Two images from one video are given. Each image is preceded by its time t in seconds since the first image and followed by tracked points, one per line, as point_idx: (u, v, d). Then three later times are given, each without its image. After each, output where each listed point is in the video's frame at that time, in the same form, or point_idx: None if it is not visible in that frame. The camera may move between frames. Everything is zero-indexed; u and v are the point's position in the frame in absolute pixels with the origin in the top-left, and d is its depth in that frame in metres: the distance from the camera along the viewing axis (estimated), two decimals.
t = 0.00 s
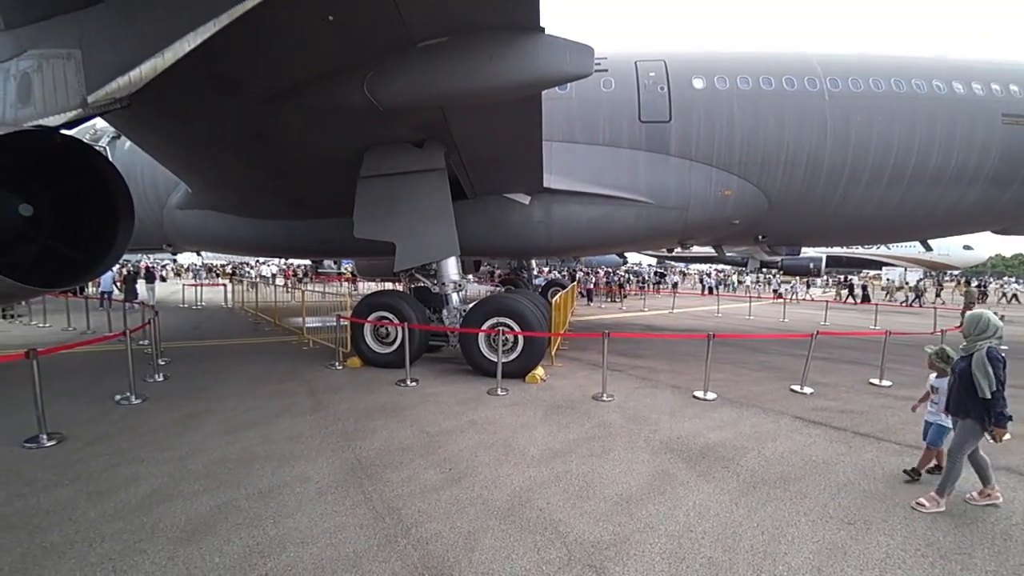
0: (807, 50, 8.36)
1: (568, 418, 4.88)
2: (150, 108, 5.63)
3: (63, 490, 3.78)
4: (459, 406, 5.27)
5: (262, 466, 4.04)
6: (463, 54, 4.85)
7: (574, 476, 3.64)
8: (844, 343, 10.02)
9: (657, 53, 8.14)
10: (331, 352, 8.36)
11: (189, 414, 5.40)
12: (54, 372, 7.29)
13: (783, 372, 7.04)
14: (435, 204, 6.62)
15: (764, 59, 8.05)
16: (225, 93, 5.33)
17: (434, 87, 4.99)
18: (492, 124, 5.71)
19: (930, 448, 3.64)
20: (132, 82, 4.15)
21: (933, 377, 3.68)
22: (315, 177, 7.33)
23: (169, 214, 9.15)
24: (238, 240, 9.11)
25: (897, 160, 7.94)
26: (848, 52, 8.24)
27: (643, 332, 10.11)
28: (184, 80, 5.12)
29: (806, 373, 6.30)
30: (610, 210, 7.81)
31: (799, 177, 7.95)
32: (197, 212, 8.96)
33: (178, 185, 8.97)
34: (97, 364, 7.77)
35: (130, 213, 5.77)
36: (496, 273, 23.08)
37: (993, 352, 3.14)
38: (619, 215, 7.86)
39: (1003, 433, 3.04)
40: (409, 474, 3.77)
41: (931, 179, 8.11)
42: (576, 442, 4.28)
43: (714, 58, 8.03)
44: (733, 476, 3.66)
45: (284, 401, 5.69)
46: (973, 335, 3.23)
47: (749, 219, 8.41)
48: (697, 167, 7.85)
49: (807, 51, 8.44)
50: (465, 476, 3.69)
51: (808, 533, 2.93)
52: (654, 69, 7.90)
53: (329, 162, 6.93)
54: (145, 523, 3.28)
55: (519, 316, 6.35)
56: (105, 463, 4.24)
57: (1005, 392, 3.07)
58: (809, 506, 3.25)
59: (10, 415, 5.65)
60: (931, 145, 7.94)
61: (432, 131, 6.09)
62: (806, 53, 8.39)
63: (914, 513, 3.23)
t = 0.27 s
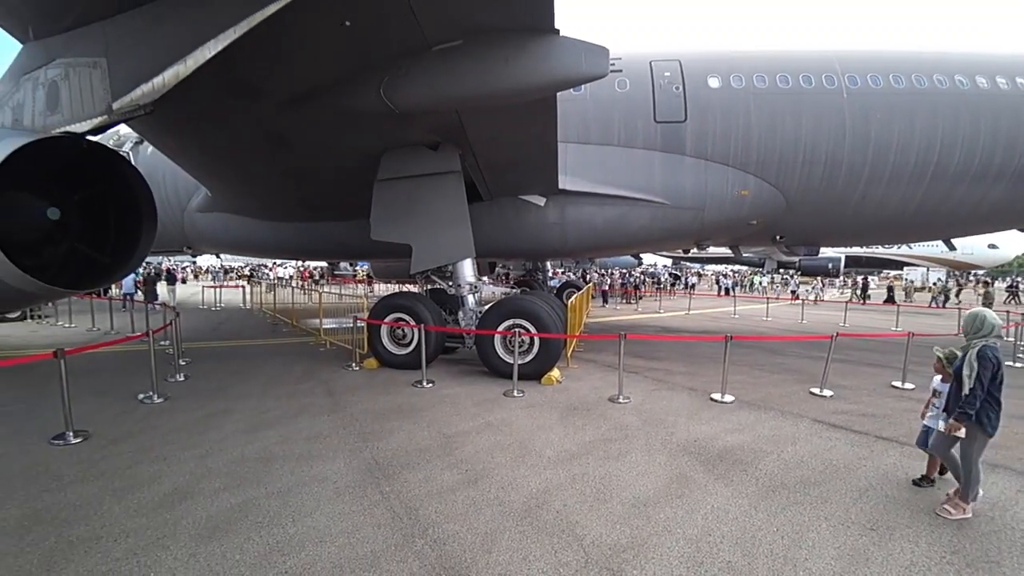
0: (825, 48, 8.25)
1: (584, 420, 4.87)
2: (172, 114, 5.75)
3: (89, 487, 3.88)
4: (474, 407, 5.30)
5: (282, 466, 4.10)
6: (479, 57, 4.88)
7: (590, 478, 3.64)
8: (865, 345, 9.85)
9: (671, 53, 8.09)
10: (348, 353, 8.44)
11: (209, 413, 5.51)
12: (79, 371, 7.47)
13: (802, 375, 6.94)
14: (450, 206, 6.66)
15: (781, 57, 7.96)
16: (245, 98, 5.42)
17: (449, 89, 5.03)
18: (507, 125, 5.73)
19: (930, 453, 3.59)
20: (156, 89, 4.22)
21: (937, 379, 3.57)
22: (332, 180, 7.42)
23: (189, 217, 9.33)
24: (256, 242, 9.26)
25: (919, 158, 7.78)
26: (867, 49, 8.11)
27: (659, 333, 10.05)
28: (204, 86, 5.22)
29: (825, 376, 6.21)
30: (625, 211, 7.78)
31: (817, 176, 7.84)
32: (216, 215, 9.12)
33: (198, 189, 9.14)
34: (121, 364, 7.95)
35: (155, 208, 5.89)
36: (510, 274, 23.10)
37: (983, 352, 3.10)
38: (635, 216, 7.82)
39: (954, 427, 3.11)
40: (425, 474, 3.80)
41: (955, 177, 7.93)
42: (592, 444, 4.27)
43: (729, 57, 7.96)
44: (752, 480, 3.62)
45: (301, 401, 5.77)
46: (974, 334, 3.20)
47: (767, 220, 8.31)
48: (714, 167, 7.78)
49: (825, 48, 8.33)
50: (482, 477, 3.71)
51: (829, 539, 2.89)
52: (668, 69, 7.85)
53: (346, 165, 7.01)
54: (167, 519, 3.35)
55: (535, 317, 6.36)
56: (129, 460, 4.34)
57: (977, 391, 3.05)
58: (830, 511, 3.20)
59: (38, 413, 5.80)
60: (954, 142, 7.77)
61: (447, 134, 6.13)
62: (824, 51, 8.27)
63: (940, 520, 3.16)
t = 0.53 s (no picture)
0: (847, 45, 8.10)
1: (602, 422, 4.86)
2: (197, 118, 5.88)
3: (117, 482, 3.99)
4: (492, 408, 5.32)
5: (303, 464, 4.17)
6: (496, 59, 4.90)
7: (609, 480, 3.63)
8: (889, 348, 9.65)
9: (689, 52, 8.03)
10: (367, 353, 8.54)
11: (231, 412, 5.62)
12: (107, 369, 7.68)
13: (825, 378, 6.83)
14: (468, 207, 6.69)
15: (801, 54, 7.84)
16: (267, 102, 5.53)
17: (466, 91, 5.06)
18: (525, 127, 5.75)
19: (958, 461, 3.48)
20: (180, 95, 4.31)
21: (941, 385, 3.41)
22: (351, 182, 7.52)
23: (211, 219, 9.52)
24: (276, 244, 9.41)
25: (946, 156, 7.60)
26: (891, 45, 7.94)
27: (677, 335, 9.98)
28: (228, 91, 5.34)
29: (848, 379, 6.11)
30: (643, 211, 7.74)
31: (839, 176, 7.71)
32: (237, 217, 9.29)
33: (220, 191, 9.32)
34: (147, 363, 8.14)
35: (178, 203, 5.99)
36: (526, 275, 23.13)
37: (978, 355, 3.06)
38: (653, 217, 7.77)
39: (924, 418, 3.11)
40: (444, 475, 3.83)
41: (983, 176, 7.73)
42: (611, 446, 4.26)
43: (748, 55, 7.86)
44: (773, 484, 3.58)
45: (321, 400, 5.86)
46: (970, 338, 3.14)
47: (787, 220, 8.19)
48: (733, 167, 7.70)
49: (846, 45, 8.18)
50: (500, 478, 3.73)
51: (853, 546, 2.85)
52: (686, 68, 7.79)
53: (364, 167, 7.09)
54: (192, 515, 3.43)
55: (553, 318, 6.37)
56: (154, 456, 4.45)
57: (961, 391, 3.01)
58: (855, 518, 3.15)
59: (69, 409, 5.98)
60: (983, 140, 7.57)
61: (465, 135, 6.17)
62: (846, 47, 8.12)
63: (969, 527, 3.10)
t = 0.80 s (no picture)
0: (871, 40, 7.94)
1: (621, 423, 4.85)
2: (222, 122, 6.02)
3: (145, 477, 4.10)
4: (511, 408, 5.34)
5: (324, 461, 4.24)
6: (514, 60, 4.92)
7: (629, 481, 3.63)
8: (915, 350, 9.44)
9: (708, 50, 7.95)
10: (386, 353, 8.64)
11: (254, 409, 5.73)
12: (135, 367, 7.89)
13: (848, 380, 6.71)
14: (487, 208, 6.73)
15: (823, 50, 7.71)
16: (289, 106, 5.63)
17: (485, 93, 5.08)
18: (542, 127, 5.76)
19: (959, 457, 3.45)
20: (204, 100, 4.42)
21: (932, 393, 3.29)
22: (370, 184, 7.61)
23: (233, 221, 9.71)
24: (296, 245, 9.56)
25: (975, 153, 7.40)
26: (917, 39, 7.76)
27: (696, 336, 9.89)
28: (252, 94, 5.45)
29: (873, 382, 5.99)
30: (662, 211, 7.69)
31: (863, 174, 7.57)
32: (259, 219, 9.46)
33: (241, 193, 9.50)
34: (172, 361, 8.34)
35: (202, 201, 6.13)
36: (542, 275, 23.12)
37: (970, 352, 3.04)
38: (672, 217, 7.72)
39: (951, 433, 3.02)
40: (464, 474, 3.87)
41: (1015, 173, 7.51)
42: (630, 447, 4.26)
43: (769, 52, 7.76)
44: (795, 488, 3.54)
45: (341, 399, 5.94)
46: (959, 334, 3.15)
47: (809, 219, 8.07)
48: (753, 166, 7.61)
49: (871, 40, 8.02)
50: (520, 478, 3.74)
51: (879, 552, 2.81)
52: (705, 66, 7.71)
53: (384, 169, 7.17)
54: (217, 509, 3.52)
55: (571, 318, 6.37)
56: (180, 452, 4.57)
57: (966, 394, 2.98)
58: (881, 523, 3.10)
59: (99, 406, 6.16)
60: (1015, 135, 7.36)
61: (484, 136, 6.19)
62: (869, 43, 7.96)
63: (1001, 535, 3.02)
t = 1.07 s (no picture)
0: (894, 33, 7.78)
1: (639, 423, 4.84)
2: (244, 126, 6.14)
3: (171, 473, 4.20)
4: (529, 408, 5.36)
5: (345, 459, 4.31)
6: (531, 60, 4.94)
7: (648, 481, 3.62)
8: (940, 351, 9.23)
9: (725, 47, 7.87)
10: (403, 352, 8.72)
11: (276, 408, 5.84)
12: (160, 366, 8.08)
13: (871, 382, 6.59)
14: (504, 208, 6.75)
15: (844, 45, 7.58)
16: (309, 109, 5.72)
17: (501, 94, 5.11)
18: (559, 127, 5.76)
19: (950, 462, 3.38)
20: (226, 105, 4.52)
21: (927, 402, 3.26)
22: (387, 184, 7.68)
23: (253, 222, 9.88)
24: (315, 246, 9.70)
25: (1003, 148, 7.21)
26: (942, 32, 7.59)
27: (714, 336, 9.81)
28: (273, 98, 5.55)
29: (897, 383, 5.88)
30: (679, 211, 7.65)
31: (886, 171, 7.43)
32: (278, 220, 9.61)
33: (261, 195, 9.67)
34: (196, 360, 8.52)
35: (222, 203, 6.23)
36: (558, 275, 23.09)
37: (962, 351, 3.00)
38: (689, 216, 7.67)
39: (970, 439, 2.88)
40: (482, 473, 3.90)
41: None
42: (649, 447, 4.25)
43: (788, 48, 7.65)
44: (817, 490, 3.51)
45: (360, 398, 6.02)
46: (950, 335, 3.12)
47: (830, 218, 7.95)
48: (772, 164, 7.53)
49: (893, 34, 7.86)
50: (538, 477, 3.76)
51: (904, 556, 2.77)
52: (722, 63, 7.64)
53: (401, 170, 7.24)
54: (241, 505, 3.60)
55: (589, 318, 6.37)
56: (205, 449, 4.67)
57: (976, 395, 2.91)
58: (906, 527, 3.05)
59: (126, 403, 6.32)
60: None
61: (501, 136, 6.22)
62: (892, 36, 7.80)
63: None
